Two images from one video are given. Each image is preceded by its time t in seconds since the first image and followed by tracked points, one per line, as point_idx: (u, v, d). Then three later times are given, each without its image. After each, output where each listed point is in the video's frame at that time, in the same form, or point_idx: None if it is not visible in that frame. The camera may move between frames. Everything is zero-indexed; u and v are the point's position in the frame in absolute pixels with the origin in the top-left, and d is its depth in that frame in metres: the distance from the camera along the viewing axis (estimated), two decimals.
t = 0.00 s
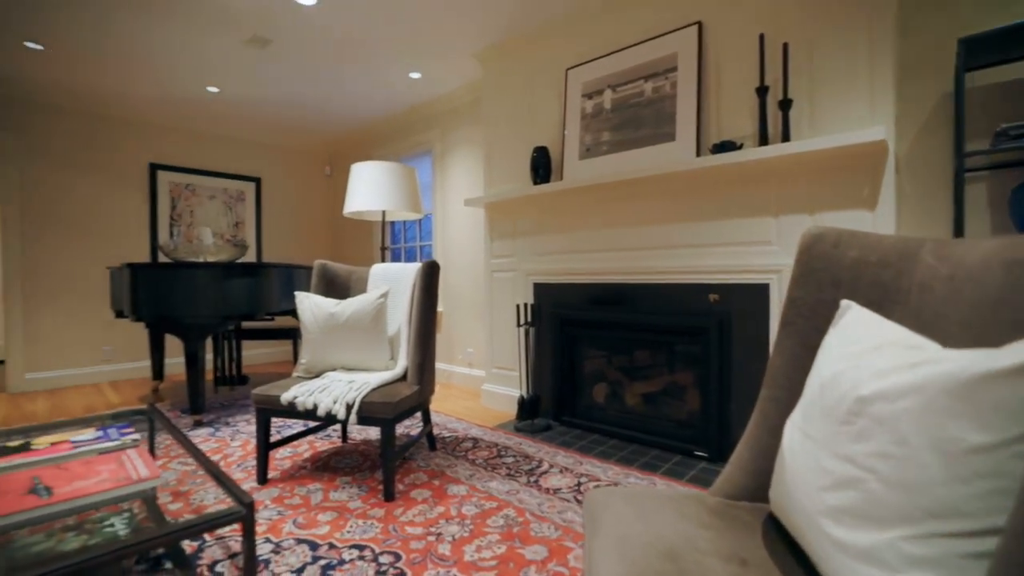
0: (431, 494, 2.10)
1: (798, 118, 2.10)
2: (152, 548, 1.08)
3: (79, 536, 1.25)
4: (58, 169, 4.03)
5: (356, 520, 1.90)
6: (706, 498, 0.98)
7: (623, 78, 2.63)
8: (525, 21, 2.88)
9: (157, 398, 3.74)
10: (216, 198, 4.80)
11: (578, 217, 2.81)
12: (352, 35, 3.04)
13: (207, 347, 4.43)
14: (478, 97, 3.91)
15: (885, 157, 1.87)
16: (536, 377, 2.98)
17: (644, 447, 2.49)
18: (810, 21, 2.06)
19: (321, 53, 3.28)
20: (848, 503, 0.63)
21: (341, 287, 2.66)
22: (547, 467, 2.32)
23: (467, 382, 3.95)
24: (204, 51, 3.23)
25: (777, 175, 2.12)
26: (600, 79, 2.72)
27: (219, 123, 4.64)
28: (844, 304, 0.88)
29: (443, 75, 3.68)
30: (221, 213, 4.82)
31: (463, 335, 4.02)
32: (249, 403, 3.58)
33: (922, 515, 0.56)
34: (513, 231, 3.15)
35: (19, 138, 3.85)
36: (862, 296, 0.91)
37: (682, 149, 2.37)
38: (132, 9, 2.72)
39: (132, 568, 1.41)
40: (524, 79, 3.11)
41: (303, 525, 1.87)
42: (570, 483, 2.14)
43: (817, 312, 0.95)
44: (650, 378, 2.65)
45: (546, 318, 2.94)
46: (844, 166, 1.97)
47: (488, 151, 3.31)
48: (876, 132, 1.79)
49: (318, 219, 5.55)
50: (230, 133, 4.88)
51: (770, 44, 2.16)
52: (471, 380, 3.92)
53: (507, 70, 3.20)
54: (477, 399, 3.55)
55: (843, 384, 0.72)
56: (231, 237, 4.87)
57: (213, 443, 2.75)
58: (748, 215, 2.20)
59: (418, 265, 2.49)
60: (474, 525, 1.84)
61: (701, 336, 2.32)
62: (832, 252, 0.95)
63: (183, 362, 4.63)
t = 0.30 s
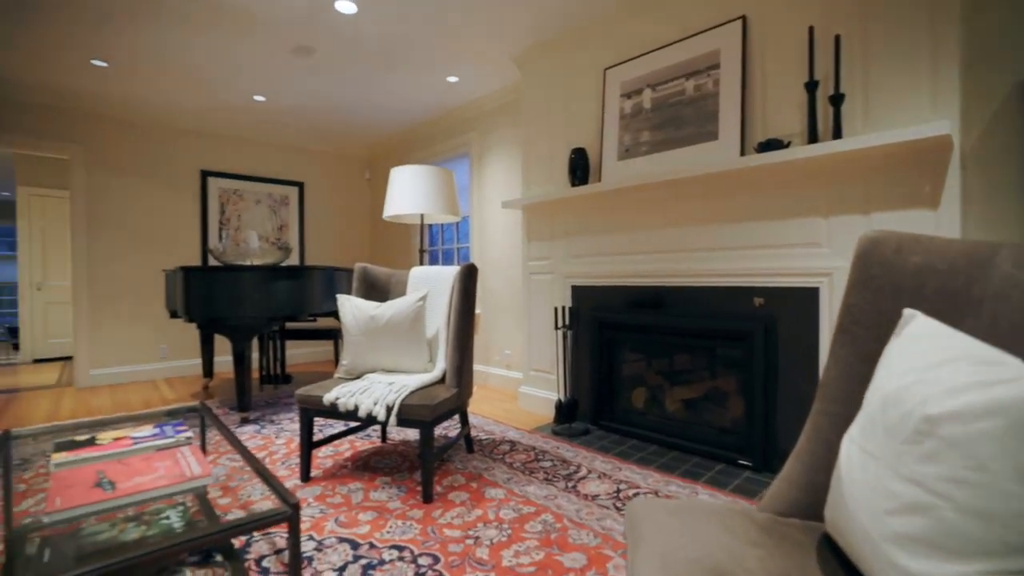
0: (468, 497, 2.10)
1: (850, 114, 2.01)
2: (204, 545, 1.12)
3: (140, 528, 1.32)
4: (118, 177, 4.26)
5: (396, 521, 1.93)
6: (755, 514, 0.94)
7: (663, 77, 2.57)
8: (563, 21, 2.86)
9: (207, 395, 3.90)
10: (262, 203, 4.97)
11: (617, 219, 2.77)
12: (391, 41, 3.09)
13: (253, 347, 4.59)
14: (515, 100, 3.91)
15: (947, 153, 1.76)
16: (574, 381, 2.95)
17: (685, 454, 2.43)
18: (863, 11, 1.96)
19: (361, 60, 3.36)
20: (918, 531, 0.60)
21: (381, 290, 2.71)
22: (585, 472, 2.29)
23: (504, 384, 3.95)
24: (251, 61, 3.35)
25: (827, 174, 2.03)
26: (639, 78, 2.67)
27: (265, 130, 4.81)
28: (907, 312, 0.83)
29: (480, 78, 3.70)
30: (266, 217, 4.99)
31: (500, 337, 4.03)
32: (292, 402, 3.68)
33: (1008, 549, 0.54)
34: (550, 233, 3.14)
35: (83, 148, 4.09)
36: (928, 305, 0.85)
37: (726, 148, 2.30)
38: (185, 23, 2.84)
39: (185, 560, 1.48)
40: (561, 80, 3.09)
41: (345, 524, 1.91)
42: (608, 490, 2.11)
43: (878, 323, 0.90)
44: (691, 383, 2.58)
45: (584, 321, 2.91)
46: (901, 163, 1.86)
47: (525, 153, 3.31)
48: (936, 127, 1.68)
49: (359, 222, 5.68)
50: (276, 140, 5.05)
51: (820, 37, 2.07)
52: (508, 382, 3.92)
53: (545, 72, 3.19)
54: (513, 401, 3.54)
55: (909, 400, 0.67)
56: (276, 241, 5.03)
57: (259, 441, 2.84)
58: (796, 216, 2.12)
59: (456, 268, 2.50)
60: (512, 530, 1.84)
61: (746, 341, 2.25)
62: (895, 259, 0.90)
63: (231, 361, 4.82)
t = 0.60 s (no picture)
0: (505, 501, 2.10)
1: (907, 109, 1.90)
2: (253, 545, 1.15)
3: (193, 522, 1.38)
4: (172, 184, 4.47)
5: (434, 522, 1.95)
6: (806, 534, 0.90)
7: (705, 74, 2.51)
8: (601, 21, 2.83)
9: (254, 393, 4.05)
10: (305, 207, 5.12)
11: (657, 221, 2.72)
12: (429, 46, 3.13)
13: (297, 346, 4.74)
14: (552, 101, 3.89)
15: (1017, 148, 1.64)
16: (612, 385, 2.91)
17: (728, 463, 2.36)
18: None
19: (400, 66, 3.41)
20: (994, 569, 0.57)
21: (420, 293, 2.74)
22: (623, 478, 2.25)
23: (540, 387, 3.94)
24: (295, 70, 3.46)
25: (882, 173, 1.93)
26: (680, 76, 2.61)
27: (308, 136, 4.95)
28: (978, 326, 0.77)
29: (517, 80, 3.70)
30: (309, 221, 5.14)
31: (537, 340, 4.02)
32: (334, 401, 3.78)
33: None
34: (588, 235, 3.11)
35: (141, 156, 4.32)
36: (1001, 316, 0.80)
37: (772, 147, 2.22)
38: (234, 35, 2.96)
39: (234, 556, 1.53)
40: (600, 81, 3.06)
41: (385, 524, 1.94)
42: (648, 497, 2.07)
43: (943, 336, 0.85)
44: (733, 389, 2.50)
45: (623, 324, 2.87)
46: (965, 159, 1.75)
47: (563, 155, 3.29)
48: (1005, 121, 1.57)
49: (397, 225, 5.78)
50: (318, 145, 5.19)
51: (874, 28, 1.97)
52: (545, 385, 3.90)
53: (583, 72, 3.16)
54: (550, 404, 3.53)
55: (982, 423, 0.63)
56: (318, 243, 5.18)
57: (303, 439, 2.93)
58: (847, 216, 2.02)
59: (494, 271, 2.51)
60: (549, 536, 1.83)
61: (793, 347, 2.16)
62: (962, 268, 0.85)
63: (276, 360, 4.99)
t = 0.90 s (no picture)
0: (542, 506, 2.10)
1: (970, 104, 1.79)
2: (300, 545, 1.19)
3: (242, 518, 1.44)
4: (222, 190, 4.67)
5: (471, 525, 1.97)
6: (858, 557, 0.86)
7: (748, 72, 2.44)
8: (638, 20, 2.79)
9: (297, 392, 4.18)
10: (346, 211, 5.25)
11: (697, 224, 2.67)
12: (466, 51, 3.16)
13: (338, 347, 4.87)
14: (589, 102, 3.86)
15: None
16: (651, 390, 2.87)
17: (773, 473, 2.29)
18: None
19: (437, 72, 3.47)
20: None
21: (457, 296, 2.77)
22: (662, 486, 2.21)
23: (577, 390, 3.92)
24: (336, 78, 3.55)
25: (940, 172, 1.83)
26: (721, 75, 2.54)
27: (349, 141, 5.08)
28: None
29: (553, 82, 3.69)
30: (350, 224, 5.27)
31: (574, 342, 4.00)
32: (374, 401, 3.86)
33: None
34: (626, 238, 3.07)
35: (193, 164, 4.53)
36: None
37: (819, 146, 2.14)
38: (279, 47, 3.07)
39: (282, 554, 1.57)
40: (637, 81, 3.02)
41: (423, 525, 1.97)
42: (688, 506, 2.02)
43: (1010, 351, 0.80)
44: (778, 396, 2.42)
45: (662, 329, 2.82)
46: None
47: (600, 157, 3.26)
48: None
49: (434, 228, 5.85)
50: (358, 150, 5.32)
51: (932, 19, 1.87)
52: (582, 388, 3.88)
53: (621, 73, 3.13)
54: (587, 408, 3.50)
55: None
56: (358, 246, 5.30)
57: (344, 438, 3.01)
58: (901, 218, 1.92)
59: (531, 275, 2.51)
60: (586, 542, 1.81)
61: (843, 354, 2.08)
62: None
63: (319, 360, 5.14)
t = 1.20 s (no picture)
0: (578, 511, 2.10)
1: None
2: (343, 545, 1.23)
3: (288, 516, 1.50)
4: (268, 196, 4.86)
5: (507, 529, 1.98)
6: None
7: (792, 70, 2.36)
8: (676, 19, 2.74)
9: (338, 391, 4.31)
10: (385, 214, 5.37)
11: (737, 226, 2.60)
12: (501, 56, 3.18)
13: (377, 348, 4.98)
14: (625, 102, 3.82)
15: None
16: (690, 396, 2.81)
17: (818, 484, 2.21)
18: None
19: (473, 77, 3.51)
20: None
21: (494, 300, 2.79)
22: (701, 495, 2.17)
23: (614, 394, 3.89)
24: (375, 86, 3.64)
25: (1001, 172, 1.73)
26: (764, 73, 2.47)
27: (387, 146, 5.19)
28: None
29: (589, 84, 3.67)
30: (388, 227, 5.38)
31: (610, 346, 3.97)
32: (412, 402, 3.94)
33: None
34: (663, 241, 3.03)
35: (241, 171, 4.73)
36: None
37: (869, 146, 2.06)
38: (322, 58, 3.17)
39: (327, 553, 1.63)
40: (676, 82, 2.97)
41: (460, 527, 2.00)
42: (728, 517, 1.98)
43: None
44: (824, 404, 2.33)
45: (701, 333, 2.77)
46: None
47: (637, 158, 3.22)
48: None
49: (470, 230, 5.91)
50: (396, 155, 5.43)
51: (994, 9, 1.77)
52: (618, 392, 3.85)
53: (659, 73, 3.09)
54: (624, 412, 3.47)
55: None
56: (397, 249, 5.41)
57: (383, 438, 3.08)
58: (959, 221, 1.83)
59: (568, 279, 2.50)
60: (623, 550, 1.80)
61: (894, 362, 1.99)
62: None
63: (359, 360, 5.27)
